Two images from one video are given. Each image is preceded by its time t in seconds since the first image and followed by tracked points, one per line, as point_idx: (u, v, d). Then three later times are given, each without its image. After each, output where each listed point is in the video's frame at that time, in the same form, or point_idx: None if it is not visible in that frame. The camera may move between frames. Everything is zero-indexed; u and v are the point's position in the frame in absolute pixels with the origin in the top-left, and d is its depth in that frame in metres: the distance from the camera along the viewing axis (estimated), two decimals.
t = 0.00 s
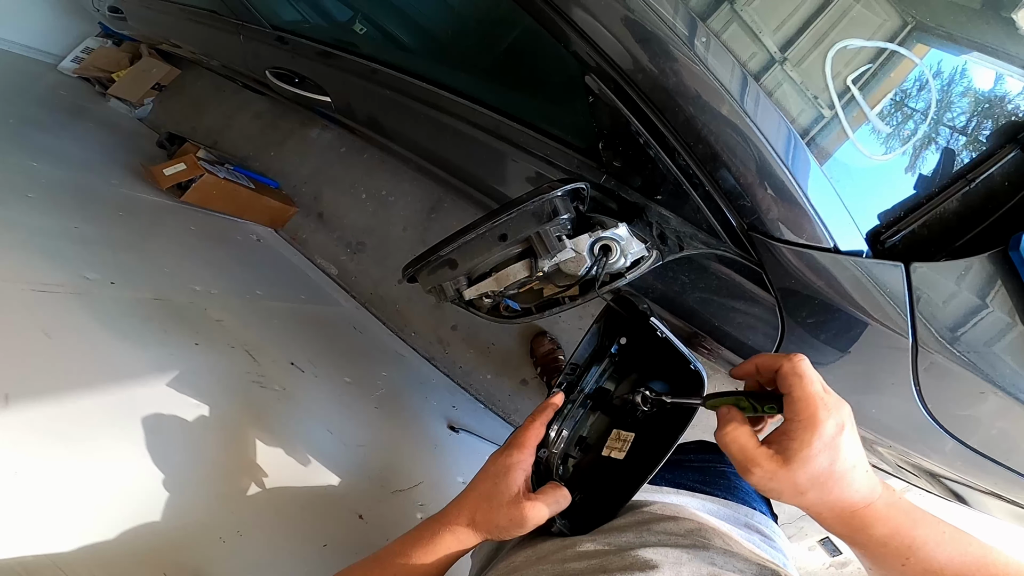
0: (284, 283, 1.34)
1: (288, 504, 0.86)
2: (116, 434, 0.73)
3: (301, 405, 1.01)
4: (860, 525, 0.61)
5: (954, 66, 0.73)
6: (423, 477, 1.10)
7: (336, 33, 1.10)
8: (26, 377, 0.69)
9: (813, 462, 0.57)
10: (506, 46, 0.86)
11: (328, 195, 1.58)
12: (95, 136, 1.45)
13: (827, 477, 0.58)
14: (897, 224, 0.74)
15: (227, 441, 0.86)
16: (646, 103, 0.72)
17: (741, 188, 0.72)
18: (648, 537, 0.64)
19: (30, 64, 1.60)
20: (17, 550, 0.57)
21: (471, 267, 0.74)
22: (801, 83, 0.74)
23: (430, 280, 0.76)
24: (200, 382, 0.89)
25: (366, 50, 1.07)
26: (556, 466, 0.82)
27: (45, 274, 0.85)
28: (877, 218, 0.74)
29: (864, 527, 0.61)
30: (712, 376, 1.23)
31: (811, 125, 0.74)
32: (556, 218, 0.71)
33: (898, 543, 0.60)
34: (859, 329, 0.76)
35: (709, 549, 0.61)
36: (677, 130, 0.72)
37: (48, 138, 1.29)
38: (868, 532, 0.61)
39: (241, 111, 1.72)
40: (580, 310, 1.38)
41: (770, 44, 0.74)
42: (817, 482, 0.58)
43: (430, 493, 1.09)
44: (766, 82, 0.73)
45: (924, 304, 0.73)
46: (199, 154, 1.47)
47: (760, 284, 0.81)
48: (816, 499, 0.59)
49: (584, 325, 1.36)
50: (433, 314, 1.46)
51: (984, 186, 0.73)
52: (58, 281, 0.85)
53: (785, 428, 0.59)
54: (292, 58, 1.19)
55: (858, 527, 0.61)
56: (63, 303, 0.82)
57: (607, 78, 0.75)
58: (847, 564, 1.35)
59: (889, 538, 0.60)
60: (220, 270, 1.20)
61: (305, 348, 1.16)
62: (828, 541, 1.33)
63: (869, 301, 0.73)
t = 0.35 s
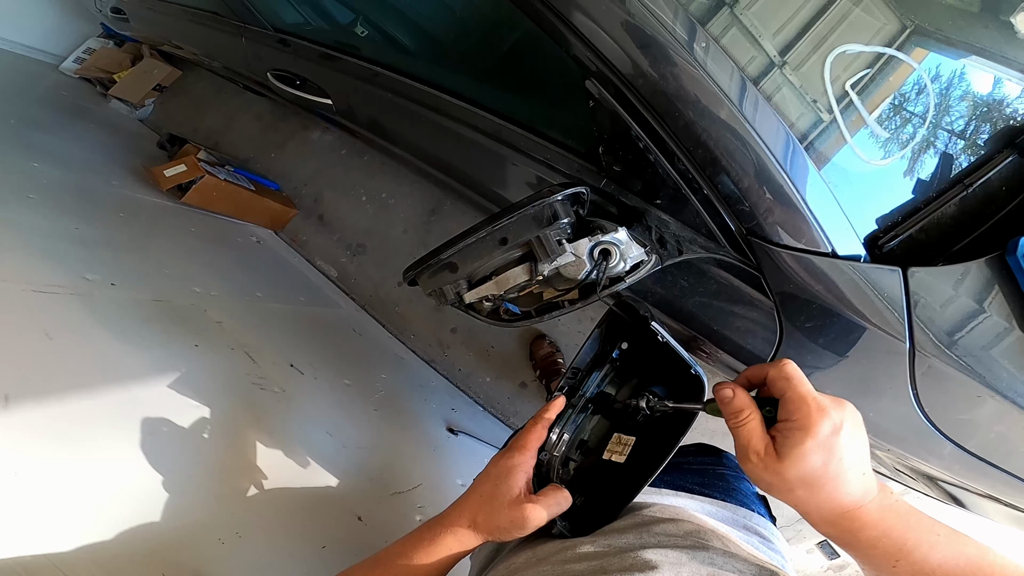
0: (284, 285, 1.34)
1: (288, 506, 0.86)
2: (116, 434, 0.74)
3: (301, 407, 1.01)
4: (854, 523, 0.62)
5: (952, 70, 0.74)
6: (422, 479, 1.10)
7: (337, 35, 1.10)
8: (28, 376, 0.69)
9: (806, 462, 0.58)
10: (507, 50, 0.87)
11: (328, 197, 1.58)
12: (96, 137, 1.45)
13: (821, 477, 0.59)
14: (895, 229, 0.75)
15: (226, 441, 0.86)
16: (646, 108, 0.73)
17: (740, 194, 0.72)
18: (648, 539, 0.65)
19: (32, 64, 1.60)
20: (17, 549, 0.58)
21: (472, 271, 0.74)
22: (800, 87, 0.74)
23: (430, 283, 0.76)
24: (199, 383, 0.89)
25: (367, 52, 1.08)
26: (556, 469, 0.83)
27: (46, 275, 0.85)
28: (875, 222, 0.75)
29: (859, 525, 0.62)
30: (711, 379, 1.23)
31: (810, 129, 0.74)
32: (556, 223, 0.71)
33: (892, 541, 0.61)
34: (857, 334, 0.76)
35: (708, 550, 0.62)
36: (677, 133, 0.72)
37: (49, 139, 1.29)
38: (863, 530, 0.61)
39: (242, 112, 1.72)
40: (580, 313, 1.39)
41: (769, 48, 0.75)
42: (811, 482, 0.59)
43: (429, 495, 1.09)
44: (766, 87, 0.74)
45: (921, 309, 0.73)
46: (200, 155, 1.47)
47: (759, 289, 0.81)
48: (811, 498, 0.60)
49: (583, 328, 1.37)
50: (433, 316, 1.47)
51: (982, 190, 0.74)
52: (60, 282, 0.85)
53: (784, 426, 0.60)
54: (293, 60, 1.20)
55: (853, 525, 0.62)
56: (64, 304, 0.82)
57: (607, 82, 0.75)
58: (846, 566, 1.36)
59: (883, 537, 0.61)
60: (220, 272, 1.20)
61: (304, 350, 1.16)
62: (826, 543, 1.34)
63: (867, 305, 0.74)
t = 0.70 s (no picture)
0: (283, 287, 1.34)
1: (286, 507, 0.87)
2: (116, 435, 0.74)
3: (300, 408, 1.01)
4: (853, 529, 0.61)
5: (951, 74, 0.75)
6: (420, 482, 1.10)
7: (339, 38, 1.11)
8: (29, 377, 0.69)
9: (807, 466, 0.58)
10: (509, 53, 0.87)
11: (328, 199, 1.58)
12: (96, 138, 1.45)
13: (822, 482, 0.58)
14: (893, 234, 0.75)
15: (225, 442, 0.86)
16: (647, 113, 0.73)
17: (740, 200, 0.73)
18: (647, 540, 0.65)
19: (33, 64, 1.60)
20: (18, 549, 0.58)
21: (473, 275, 0.74)
22: (799, 91, 0.75)
23: (432, 287, 0.76)
24: (198, 384, 0.89)
25: (368, 55, 1.08)
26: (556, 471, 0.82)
27: (47, 276, 0.85)
28: (873, 228, 0.75)
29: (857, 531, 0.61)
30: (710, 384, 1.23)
31: (809, 133, 0.75)
32: (556, 228, 0.72)
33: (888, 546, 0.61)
34: (855, 339, 0.77)
35: (708, 551, 0.62)
36: (677, 138, 0.72)
37: (49, 139, 1.29)
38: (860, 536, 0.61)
39: (242, 114, 1.73)
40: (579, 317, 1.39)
41: (769, 51, 0.75)
42: (812, 487, 0.59)
43: (427, 498, 1.09)
44: (766, 91, 0.74)
45: (919, 313, 0.74)
46: (200, 157, 1.47)
47: (759, 295, 0.81)
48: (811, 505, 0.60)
49: (582, 332, 1.37)
50: (432, 319, 1.47)
51: (979, 196, 0.74)
52: (60, 283, 0.86)
53: (784, 430, 0.61)
54: (293, 62, 1.20)
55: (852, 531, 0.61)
56: (65, 305, 0.82)
57: (608, 86, 0.75)
58: (845, 570, 1.36)
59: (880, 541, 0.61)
60: (220, 274, 1.20)
61: (304, 352, 1.16)
62: (825, 547, 1.34)
63: (865, 310, 0.74)
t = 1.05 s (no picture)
0: (267, 300, 1.33)
1: (275, 523, 0.85)
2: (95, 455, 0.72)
3: (284, 424, 1.00)
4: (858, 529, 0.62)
5: (921, 76, 0.76)
6: (411, 493, 1.09)
7: (319, 48, 1.10)
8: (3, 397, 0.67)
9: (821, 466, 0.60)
10: (491, 61, 0.87)
11: (311, 210, 1.57)
12: (71, 150, 1.42)
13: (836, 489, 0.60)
14: (871, 236, 0.76)
15: (209, 458, 0.84)
16: (628, 120, 0.73)
17: (723, 206, 0.73)
18: (642, 544, 0.65)
19: (5, 75, 1.57)
20: None
21: (456, 286, 0.74)
22: (775, 96, 0.75)
23: (416, 299, 0.75)
24: (180, 400, 0.87)
25: (349, 64, 1.08)
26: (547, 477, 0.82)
27: (22, 292, 0.83)
28: (852, 231, 0.76)
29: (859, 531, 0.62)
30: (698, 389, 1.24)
31: (786, 138, 0.75)
32: (540, 237, 0.72)
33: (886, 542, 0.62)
34: (838, 340, 0.77)
35: (703, 554, 0.62)
36: (659, 144, 0.73)
37: (22, 152, 1.26)
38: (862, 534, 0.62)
39: (223, 125, 1.71)
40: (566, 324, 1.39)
41: (745, 57, 0.75)
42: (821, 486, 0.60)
43: (419, 509, 1.08)
44: (743, 96, 0.74)
45: (899, 313, 0.75)
46: (179, 169, 1.45)
47: (742, 298, 0.82)
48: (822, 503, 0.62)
49: (570, 339, 1.37)
50: (418, 330, 1.46)
51: (953, 197, 0.76)
52: (35, 300, 0.83)
53: (806, 434, 0.62)
54: (275, 73, 1.19)
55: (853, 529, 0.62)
56: (41, 322, 0.80)
57: (589, 94, 0.76)
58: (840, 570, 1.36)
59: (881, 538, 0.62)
60: (201, 288, 1.18)
61: (289, 366, 1.14)
62: (817, 546, 1.35)
63: (847, 312, 0.75)
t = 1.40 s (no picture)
0: (248, 316, 1.31)
1: (263, 538, 0.84)
2: (77, 474, 0.71)
3: (270, 438, 0.99)
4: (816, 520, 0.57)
5: (883, 79, 0.81)
6: (400, 505, 1.09)
7: (297, 61, 1.10)
8: None
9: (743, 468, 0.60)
10: (468, 72, 0.88)
11: (292, 225, 1.56)
12: (43, 166, 1.40)
13: (715, 438, 0.61)
14: (838, 238, 0.78)
15: (194, 472, 0.83)
16: (601, 131, 0.74)
17: (695, 213, 0.74)
18: (638, 543, 0.66)
19: None
20: None
21: (439, 298, 0.74)
22: (746, 103, 0.79)
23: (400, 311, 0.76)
24: (162, 416, 0.86)
25: (326, 77, 1.08)
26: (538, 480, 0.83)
27: None
28: (820, 233, 0.78)
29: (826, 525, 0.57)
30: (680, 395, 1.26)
31: (755, 146, 0.77)
32: (519, 249, 0.72)
33: (870, 536, 0.55)
34: (814, 340, 0.78)
35: (699, 552, 0.62)
36: (633, 153, 0.73)
37: None
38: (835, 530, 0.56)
39: (200, 139, 1.69)
40: (551, 333, 1.40)
41: (716, 65, 0.79)
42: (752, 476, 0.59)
43: (409, 520, 1.07)
44: (712, 105, 0.77)
45: (869, 313, 0.77)
46: (155, 184, 1.43)
47: (716, 302, 0.80)
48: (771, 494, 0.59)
49: (554, 348, 1.39)
50: (403, 342, 1.46)
51: (914, 198, 0.79)
52: (10, 320, 0.82)
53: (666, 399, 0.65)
54: (253, 88, 1.18)
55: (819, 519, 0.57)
56: (16, 342, 0.79)
57: (562, 105, 0.76)
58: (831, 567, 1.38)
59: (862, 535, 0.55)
60: (180, 306, 1.17)
61: (274, 382, 1.13)
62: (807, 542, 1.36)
63: (819, 312, 0.76)
